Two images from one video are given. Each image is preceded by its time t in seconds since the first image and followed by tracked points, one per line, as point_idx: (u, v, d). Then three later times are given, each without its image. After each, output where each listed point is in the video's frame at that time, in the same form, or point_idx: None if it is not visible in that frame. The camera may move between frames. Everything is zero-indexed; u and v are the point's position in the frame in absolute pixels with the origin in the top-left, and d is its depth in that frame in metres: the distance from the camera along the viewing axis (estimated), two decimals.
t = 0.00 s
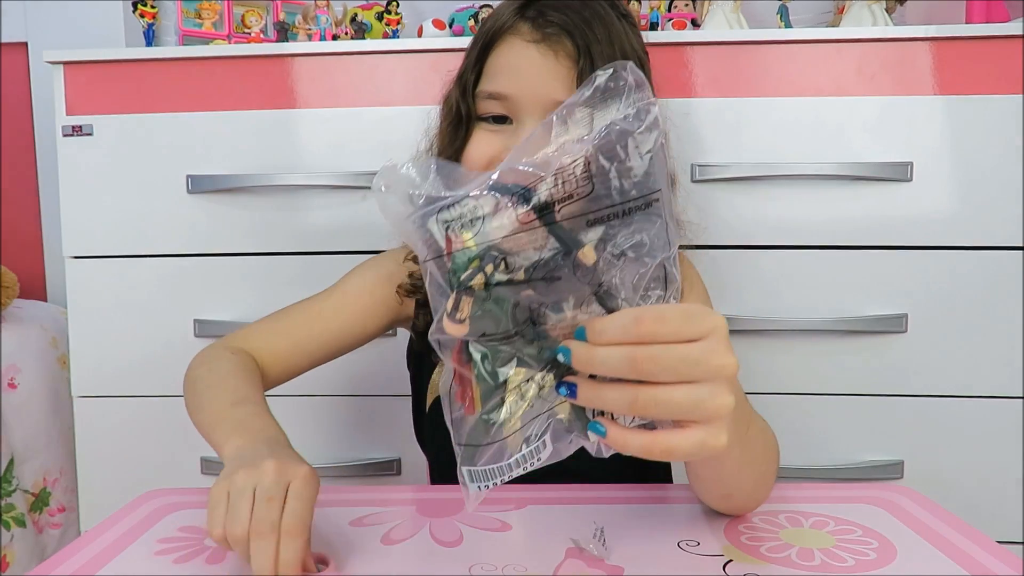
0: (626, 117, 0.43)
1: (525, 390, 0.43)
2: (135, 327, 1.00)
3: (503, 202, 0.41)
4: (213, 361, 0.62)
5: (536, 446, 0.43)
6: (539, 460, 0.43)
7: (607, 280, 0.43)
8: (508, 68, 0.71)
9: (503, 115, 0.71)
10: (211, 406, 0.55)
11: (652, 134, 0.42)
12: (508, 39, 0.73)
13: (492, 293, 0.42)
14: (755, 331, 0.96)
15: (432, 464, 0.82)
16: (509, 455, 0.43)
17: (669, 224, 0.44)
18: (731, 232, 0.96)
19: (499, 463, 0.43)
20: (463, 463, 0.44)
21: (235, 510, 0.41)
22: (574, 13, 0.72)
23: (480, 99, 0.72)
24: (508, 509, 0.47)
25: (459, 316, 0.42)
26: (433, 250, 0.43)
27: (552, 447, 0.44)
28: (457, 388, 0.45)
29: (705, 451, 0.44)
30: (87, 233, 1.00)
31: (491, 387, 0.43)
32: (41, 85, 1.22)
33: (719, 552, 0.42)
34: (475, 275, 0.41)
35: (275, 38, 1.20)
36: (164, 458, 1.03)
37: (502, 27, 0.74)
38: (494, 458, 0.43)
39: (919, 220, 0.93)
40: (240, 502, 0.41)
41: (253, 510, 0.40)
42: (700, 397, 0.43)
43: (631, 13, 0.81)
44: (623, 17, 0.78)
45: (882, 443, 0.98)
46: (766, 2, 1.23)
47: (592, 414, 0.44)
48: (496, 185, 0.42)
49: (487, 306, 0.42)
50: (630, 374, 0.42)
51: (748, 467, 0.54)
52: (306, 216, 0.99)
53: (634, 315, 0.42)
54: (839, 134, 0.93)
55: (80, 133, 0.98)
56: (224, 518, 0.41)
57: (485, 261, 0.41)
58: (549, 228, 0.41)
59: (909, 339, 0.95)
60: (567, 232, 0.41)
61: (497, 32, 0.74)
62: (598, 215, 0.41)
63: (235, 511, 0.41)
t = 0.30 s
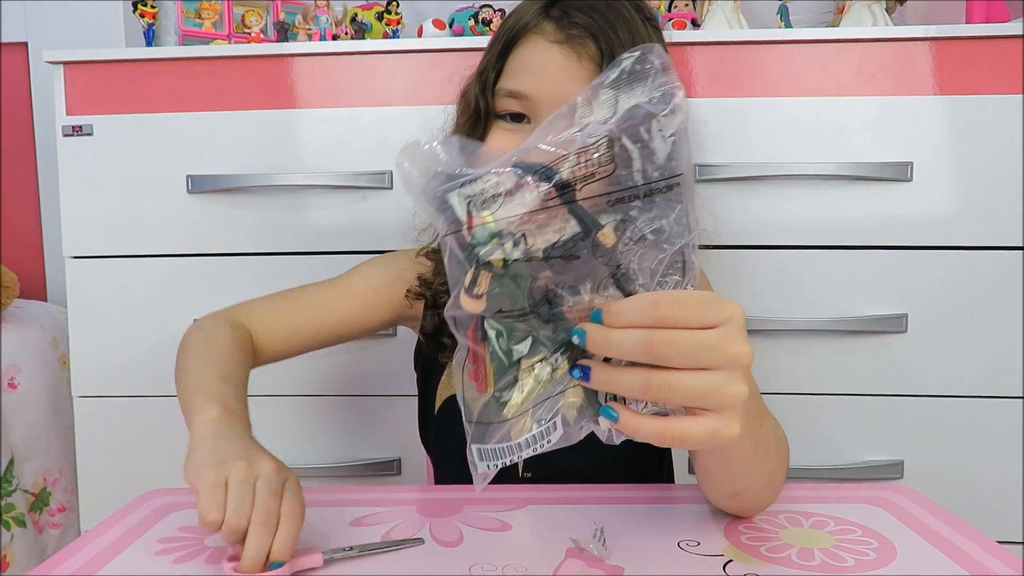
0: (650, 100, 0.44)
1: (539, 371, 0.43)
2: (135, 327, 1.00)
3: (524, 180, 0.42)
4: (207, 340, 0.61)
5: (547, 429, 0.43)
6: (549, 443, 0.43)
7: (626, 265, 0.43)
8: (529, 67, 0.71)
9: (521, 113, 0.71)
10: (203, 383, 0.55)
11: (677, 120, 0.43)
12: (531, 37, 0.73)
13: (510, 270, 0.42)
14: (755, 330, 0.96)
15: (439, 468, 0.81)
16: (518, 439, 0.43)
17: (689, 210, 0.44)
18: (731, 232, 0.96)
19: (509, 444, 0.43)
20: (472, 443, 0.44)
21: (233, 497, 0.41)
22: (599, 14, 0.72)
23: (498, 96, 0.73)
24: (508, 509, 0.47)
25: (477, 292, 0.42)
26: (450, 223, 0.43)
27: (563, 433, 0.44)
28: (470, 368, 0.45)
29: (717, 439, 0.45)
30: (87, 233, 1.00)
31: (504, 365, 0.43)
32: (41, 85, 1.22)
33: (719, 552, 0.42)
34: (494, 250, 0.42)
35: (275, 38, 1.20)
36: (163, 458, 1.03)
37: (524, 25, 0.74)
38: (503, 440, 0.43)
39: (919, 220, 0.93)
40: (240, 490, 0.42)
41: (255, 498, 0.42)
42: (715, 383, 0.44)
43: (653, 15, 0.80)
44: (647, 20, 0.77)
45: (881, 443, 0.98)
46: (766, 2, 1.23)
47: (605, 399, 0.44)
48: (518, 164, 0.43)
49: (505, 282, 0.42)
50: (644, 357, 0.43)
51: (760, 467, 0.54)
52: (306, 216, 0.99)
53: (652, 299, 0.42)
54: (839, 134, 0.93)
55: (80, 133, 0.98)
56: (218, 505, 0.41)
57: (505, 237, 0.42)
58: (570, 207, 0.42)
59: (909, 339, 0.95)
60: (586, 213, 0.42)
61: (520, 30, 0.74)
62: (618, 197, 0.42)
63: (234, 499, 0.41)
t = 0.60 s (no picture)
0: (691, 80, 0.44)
1: (567, 349, 0.44)
2: (135, 327, 1.00)
3: (562, 157, 0.43)
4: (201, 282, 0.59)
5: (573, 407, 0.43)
6: (573, 422, 0.43)
7: (659, 245, 0.44)
8: (551, 60, 0.71)
9: (539, 106, 0.71)
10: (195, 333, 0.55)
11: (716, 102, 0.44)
12: (555, 31, 0.73)
13: (544, 245, 0.43)
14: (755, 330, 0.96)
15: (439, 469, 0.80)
16: (546, 416, 0.43)
17: (726, 193, 0.44)
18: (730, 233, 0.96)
19: (535, 421, 0.43)
20: (499, 420, 0.45)
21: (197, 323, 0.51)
22: (622, 11, 0.72)
23: (517, 87, 0.72)
24: (509, 509, 0.47)
25: (509, 265, 0.44)
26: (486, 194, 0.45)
27: (588, 414, 0.44)
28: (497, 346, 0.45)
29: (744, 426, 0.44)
30: (87, 233, 1.00)
31: (534, 340, 0.44)
32: (41, 85, 1.22)
33: (719, 552, 0.42)
34: (528, 225, 0.43)
35: (275, 38, 1.19)
36: (164, 458, 1.03)
37: (547, 19, 0.74)
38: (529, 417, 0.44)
39: (919, 220, 0.93)
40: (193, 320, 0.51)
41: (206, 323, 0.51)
42: (743, 368, 0.43)
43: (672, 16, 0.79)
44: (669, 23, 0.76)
45: (881, 443, 0.98)
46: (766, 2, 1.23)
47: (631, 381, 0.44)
48: (559, 140, 0.44)
49: (538, 257, 0.43)
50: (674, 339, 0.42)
51: (775, 469, 0.55)
52: (306, 216, 0.99)
53: (681, 281, 0.42)
54: (839, 134, 0.93)
55: (80, 133, 0.98)
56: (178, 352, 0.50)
57: (540, 213, 0.43)
58: (605, 185, 0.43)
59: (909, 339, 0.95)
60: (621, 192, 0.43)
61: (544, 24, 0.74)
62: (655, 175, 0.43)
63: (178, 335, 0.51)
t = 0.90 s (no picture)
0: (656, 69, 0.43)
1: (558, 338, 0.44)
2: (135, 326, 1.00)
3: (536, 159, 0.42)
4: (210, 247, 0.66)
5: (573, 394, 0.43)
6: (571, 407, 0.42)
7: (636, 233, 0.44)
8: (545, 60, 0.71)
9: (535, 107, 0.70)
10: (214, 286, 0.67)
11: (682, 90, 0.43)
12: (549, 32, 0.73)
13: (525, 243, 0.42)
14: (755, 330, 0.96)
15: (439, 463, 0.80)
16: (547, 405, 0.43)
17: (696, 174, 0.44)
18: (731, 232, 0.96)
19: (535, 409, 0.43)
20: (500, 411, 0.44)
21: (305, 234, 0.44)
22: (619, 11, 0.72)
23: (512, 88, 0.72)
24: (509, 509, 0.47)
25: (494, 263, 0.43)
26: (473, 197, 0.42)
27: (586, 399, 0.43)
28: (494, 341, 0.45)
29: (731, 397, 0.43)
30: (87, 233, 1.00)
31: (525, 334, 0.44)
32: (41, 85, 1.22)
33: (718, 552, 0.42)
34: (509, 225, 0.42)
35: (275, 38, 1.19)
36: (164, 458, 1.03)
37: (542, 20, 0.74)
38: (528, 407, 0.43)
39: (919, 221, 0.93)
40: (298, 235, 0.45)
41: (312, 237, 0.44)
42: (724, 339, 0.43)
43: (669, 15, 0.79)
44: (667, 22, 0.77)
45: (881, 443, 0.98)
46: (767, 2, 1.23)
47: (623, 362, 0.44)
48: (532, 141, 0.42)
49: (520, 254, 0.43)
50: (654, 318, 0.42)
51: (779, 463, 0.55)
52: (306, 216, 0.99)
53: (658, 261, 0.42)
54: (839, 134, 0.93)
55: (80, 133, 0.98)
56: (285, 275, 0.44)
57: (519, 213, 0.42)
58: (579, 178, 0.42)
59: (909, 339, 0.95)
60: (596, 185, 0.42)
61: (539, 25, 0.74)
62: (626, 165, 0.42)
63: (280, 253, 0.45)
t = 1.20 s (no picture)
0: (655, 68, 0.44)
1: (563, 342, 0.44)
2: (135, 326, 1.00)
3: (537, 160, 0.42)
4: (204, 285, 0.67)
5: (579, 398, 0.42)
6: (576, 411, 0.42)
7: (639, 235, 0.43)
8: (546, 63, 0.71)
9: (535, 109, 0.71)
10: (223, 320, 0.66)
11: (680, 89, 0.43)
12: (552, 33, 0.73)
13: (529, 246, 0.43)
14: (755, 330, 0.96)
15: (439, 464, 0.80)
16: (553, 409, 0.43)
17: (697, 173, 0.44)
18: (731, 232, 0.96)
19: (541, 413, 0.43)
20: (509, 415, 0.45)
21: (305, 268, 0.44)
22: (620, 13, 0.72)
23: (514, 92, 0.74)
24: (509, 509, 0.47)
25: (499, 271, 0.43)
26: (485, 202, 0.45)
27: (592, 403, 0.43)
28: (500, 344, 0.45)
29: (734, 400, 0.43)
30: (87, 233, 1.00)
31: (533, 339, 0.44)
32: (41, 85, 1.22)
33: (719, 552, 0.42)
34: (514, 231, 0.42)
35: (275, 39, 1.19)
36: (164, 458, 1.03)
37: (545, 20, 0.74)
38: (535, 410, 0.43)
39: (920, 220, 0.93)
40: (298, 270, 0.45)
41: (315, 271, 0.44)
42: (726, 344, 0.42)
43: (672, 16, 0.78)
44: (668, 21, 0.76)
45: (881, 443, 0.98)
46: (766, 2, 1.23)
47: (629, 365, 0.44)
48: (535, 143, 0.42)
49: (525, 258, 0.43)
50: (654, 324, 0.42)
51: (784, 463, 0.55)
52: (306, 216, 0.99)
53: (657, 265, 0.41)
54: (839, 134, 0.93)
55: (80, 133, 0.98)
56: (298, 314, 0.45)
57: (523, 216, 0.42)
58: (579, 178, 0.42)
59: (909, 339, 0.95)
60: (598, 186, 0.42)
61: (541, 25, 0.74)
62: (626, 163, 0.42)
63: (284, 294, 0.45)
